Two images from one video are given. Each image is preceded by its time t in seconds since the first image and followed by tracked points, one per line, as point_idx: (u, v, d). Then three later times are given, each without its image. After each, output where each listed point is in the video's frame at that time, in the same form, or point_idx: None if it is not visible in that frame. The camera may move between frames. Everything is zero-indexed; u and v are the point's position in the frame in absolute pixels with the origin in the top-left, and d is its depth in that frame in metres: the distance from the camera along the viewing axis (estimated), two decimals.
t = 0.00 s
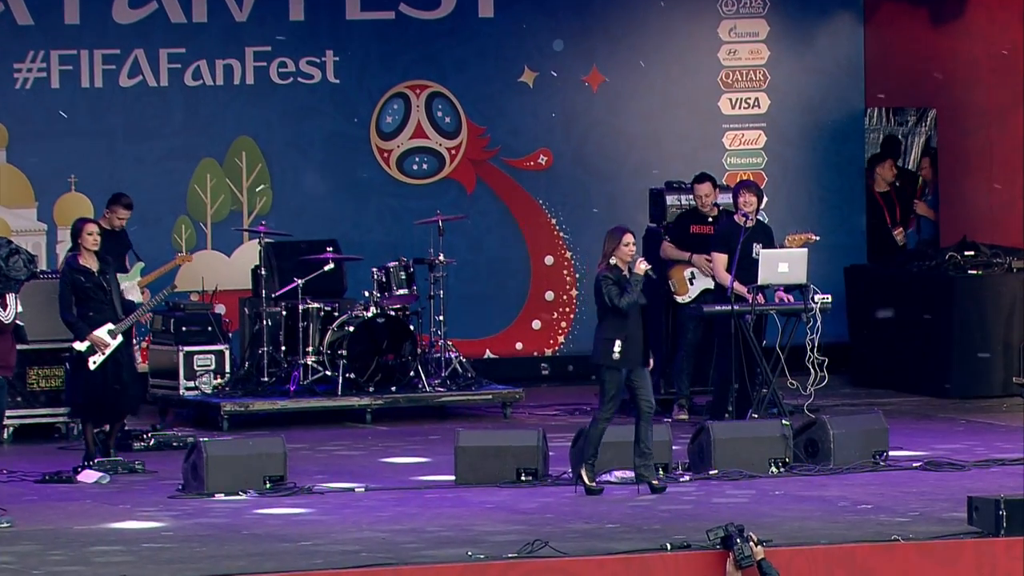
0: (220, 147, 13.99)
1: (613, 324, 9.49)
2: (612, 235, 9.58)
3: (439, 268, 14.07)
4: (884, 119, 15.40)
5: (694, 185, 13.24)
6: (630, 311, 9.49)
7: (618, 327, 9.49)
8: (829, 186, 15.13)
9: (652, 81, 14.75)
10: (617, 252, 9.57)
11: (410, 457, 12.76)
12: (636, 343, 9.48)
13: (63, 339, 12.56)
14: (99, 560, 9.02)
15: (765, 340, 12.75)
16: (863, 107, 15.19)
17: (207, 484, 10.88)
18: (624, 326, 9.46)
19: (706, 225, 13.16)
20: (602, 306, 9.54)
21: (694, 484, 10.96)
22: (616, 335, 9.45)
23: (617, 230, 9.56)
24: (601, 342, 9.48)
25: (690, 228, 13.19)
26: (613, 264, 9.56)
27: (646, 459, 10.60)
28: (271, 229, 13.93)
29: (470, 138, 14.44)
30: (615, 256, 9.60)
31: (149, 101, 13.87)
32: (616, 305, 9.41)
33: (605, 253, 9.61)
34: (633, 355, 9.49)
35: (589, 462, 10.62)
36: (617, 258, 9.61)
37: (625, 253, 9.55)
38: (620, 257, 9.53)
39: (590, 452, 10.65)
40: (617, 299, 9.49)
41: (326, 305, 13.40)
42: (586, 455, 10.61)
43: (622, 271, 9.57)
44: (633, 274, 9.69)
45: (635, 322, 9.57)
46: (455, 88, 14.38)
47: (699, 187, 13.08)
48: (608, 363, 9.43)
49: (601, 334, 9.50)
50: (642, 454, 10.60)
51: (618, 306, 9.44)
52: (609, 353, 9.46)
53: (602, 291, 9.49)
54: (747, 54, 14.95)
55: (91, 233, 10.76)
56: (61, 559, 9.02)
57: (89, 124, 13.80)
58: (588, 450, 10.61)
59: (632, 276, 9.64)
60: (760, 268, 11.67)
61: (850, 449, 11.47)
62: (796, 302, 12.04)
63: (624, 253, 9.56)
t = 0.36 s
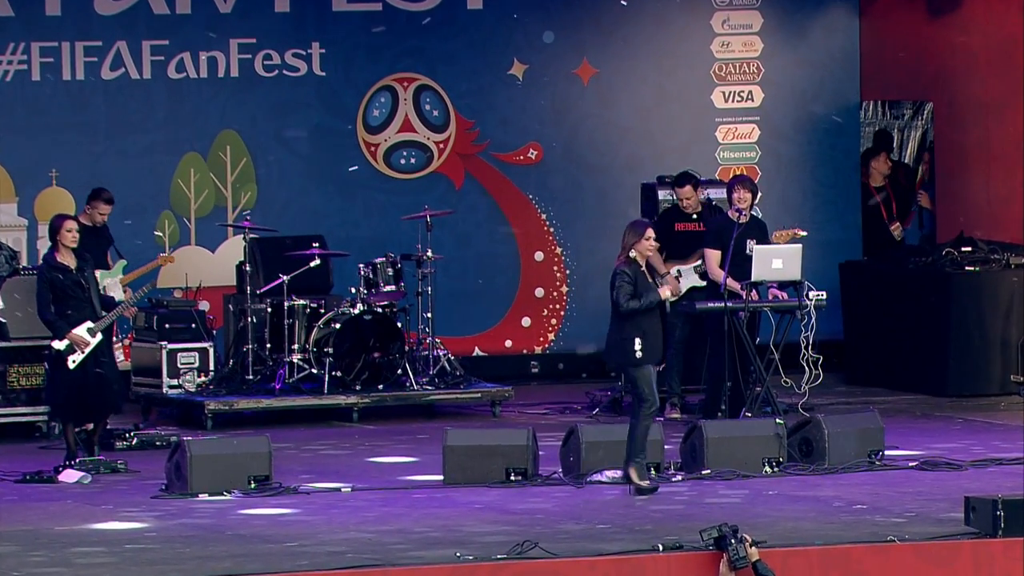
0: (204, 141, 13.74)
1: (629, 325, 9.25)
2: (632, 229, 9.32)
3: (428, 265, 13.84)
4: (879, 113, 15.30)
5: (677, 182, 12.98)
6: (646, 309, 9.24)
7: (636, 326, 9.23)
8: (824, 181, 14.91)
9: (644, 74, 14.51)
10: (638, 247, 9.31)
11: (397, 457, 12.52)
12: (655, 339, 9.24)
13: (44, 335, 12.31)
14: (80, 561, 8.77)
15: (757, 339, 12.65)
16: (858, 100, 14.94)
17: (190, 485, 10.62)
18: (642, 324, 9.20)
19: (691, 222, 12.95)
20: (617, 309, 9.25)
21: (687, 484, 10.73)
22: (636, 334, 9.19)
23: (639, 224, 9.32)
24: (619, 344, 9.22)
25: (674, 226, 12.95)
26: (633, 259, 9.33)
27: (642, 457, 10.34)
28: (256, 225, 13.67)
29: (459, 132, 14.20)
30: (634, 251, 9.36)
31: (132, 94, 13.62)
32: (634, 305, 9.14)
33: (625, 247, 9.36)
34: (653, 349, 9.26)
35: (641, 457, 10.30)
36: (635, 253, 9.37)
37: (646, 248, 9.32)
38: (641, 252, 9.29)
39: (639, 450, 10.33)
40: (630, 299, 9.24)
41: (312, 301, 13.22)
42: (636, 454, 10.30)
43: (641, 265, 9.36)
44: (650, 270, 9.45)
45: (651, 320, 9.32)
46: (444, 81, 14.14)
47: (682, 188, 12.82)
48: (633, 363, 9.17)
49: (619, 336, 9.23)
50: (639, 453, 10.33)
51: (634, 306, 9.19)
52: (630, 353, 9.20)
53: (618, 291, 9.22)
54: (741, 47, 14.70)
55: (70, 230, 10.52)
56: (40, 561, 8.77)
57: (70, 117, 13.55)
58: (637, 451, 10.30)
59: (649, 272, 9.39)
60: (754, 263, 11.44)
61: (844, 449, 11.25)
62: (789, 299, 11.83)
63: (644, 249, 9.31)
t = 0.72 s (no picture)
0: (186, 134, 13.50)
1: (645, 328, 9.34)
2: (647, 228, 9.43)
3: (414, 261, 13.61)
4: (874, 106, 14.85)
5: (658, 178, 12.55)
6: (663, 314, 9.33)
7: (653, 331, 9.33)
8: (816, 175, 14.70)
9: (635, 67, 14.28)
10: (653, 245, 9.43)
11: (382, 456, 12.30)
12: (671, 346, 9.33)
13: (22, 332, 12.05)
14: (59, 563, 8.54)
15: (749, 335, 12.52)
16: (852, 92, 14.74)
17: (173, 485, 10.34)
18: (659, 330, 9.29)
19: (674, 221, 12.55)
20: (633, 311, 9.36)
21: (678, 484, 10.51)
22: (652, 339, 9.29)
23: (654, 223, 9.43)
24: (637, 346, 9.34)
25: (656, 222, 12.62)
26: (649, 255, 9.46)
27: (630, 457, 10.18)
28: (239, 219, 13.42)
29: (445, 125, 13.96)
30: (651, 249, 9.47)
31: (112, 87, 13.38)
32: (650, 310, 9.26)
33: (641, 244, 9.47)
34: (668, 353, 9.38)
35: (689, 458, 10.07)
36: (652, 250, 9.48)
37: (662, 244, 9.43)
38: (656, 250, 9.42)
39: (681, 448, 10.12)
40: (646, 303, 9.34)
41: (295, 298, 12.99)
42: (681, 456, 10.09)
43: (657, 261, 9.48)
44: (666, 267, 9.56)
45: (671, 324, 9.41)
46: (430, 74, 13.90)
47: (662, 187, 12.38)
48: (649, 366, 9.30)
49: (634, 337, 9.35)
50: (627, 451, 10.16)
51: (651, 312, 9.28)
52: (644, 356, 9.33)
53: (633, 294, 9.33)
54: (732, 39, 14.49)
55: (46, 227, 10.24)
56: (18, 562, 8.52)
57: (50, 110, 13.30)
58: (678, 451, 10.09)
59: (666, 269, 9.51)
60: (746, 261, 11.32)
61: (838, 448, 11.00)
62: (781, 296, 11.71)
63: (660, 246, 9.42)
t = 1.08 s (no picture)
0: (158, 130, 13.27)
1: (662, 328, 9.53)
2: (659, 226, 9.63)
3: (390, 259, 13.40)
4: (857, 102, 14.73)
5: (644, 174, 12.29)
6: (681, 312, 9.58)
7: (673, 328, 9.55)
8: (799, 172, 14.49)
9: (614, 61, 14.07)
10: (664, 243, 9.64)
11: (359, 457, 12.09)
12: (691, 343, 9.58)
13: None
14: (29, 566, 8.30)
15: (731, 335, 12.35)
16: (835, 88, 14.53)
17: (145, 487, 10.03)
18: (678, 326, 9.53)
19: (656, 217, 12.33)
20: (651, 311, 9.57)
21: (658, 486, 10.30)
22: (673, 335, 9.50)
23: (665, 221, 9.65)
24: (655, 346, 9.53)
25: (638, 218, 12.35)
26: (662, 253, 9.63)
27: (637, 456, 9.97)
28: (211, 217, 13.20)
29: (421, 121, 13.74)
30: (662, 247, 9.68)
31: (82, 82, 13.14)
32: (670, 309, 9.46)
33: (652, 245, 9.69)
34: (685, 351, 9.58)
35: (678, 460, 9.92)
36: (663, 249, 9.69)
37: (672, 241, 9.65)
38: (667, 247, 9.63)
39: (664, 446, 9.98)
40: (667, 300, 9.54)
41: (269, 297, 12.79)
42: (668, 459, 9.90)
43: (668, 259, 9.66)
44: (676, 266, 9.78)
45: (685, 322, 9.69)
46: (406, 68, 13.68)
47: (648, 181, 12.19)
48: (667, 365, 9.50)
49: (652, 334, 9.57)
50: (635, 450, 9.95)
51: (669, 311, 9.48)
52: (665, 353, 9.52)
53: (652, 293, 9.52)
54: (714, 33, 14.28)
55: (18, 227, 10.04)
56: None
57: (19, 105, 13.04)
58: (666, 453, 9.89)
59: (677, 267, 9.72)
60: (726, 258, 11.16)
61: (820, 449, 10.78)
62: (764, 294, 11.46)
63: (670, 244, 9.67)
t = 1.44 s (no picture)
0: (131, 126, 13.05)
1: (671, 318, 9.47)
2: (670, 219, 9.49)
3: (368, 257, 13.19)
4: (841, 97, 14.38)
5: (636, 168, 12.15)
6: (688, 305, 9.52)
7: (680, 321, 9.51)
8: (783, 168, 14.29)
9: (596, 56, 13.86)
10: (674, 238, 9.51)
11: (336, 458, 11.89)
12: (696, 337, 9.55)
13: None
14: None
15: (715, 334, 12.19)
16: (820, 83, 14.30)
17: (117, 488, 9.76)
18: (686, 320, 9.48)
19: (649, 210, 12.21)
20: (663, 299, 9.46)
21: (640, 488, 10.09)
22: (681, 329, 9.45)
23: (675, 214, 9.51)
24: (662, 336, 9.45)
25: (632, 214, 12.22)
26: (670, 249, 9.51)
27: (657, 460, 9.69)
28: (185, 213, 12.99)
29: (399, 116, 13.52)
30: (670, 242, 9.55)
31: (54, 76, 12.91)
32: (684, 299, 9.36)
33: (660, 238, 9.53)
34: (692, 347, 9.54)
35: (661, 462, 9.60)
36: (670, 243, 9.57)
37: (681, 237, 9.53)
38: (675, 241, 9.52)
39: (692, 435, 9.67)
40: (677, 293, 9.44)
41: (245, 295, 12.56)
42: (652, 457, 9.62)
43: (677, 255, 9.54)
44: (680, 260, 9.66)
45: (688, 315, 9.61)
46: (384, 63, 13.46)
47: (641, 174, 11.94)
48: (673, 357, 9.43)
49: (660, 327, 9.46)
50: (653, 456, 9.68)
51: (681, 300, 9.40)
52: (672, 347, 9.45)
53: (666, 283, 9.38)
54: (697, 27, 14.07)
55: None
56: None
57: None
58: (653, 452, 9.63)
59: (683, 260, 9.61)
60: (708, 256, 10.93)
61: (805, 449, 10.57)
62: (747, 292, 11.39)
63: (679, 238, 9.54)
